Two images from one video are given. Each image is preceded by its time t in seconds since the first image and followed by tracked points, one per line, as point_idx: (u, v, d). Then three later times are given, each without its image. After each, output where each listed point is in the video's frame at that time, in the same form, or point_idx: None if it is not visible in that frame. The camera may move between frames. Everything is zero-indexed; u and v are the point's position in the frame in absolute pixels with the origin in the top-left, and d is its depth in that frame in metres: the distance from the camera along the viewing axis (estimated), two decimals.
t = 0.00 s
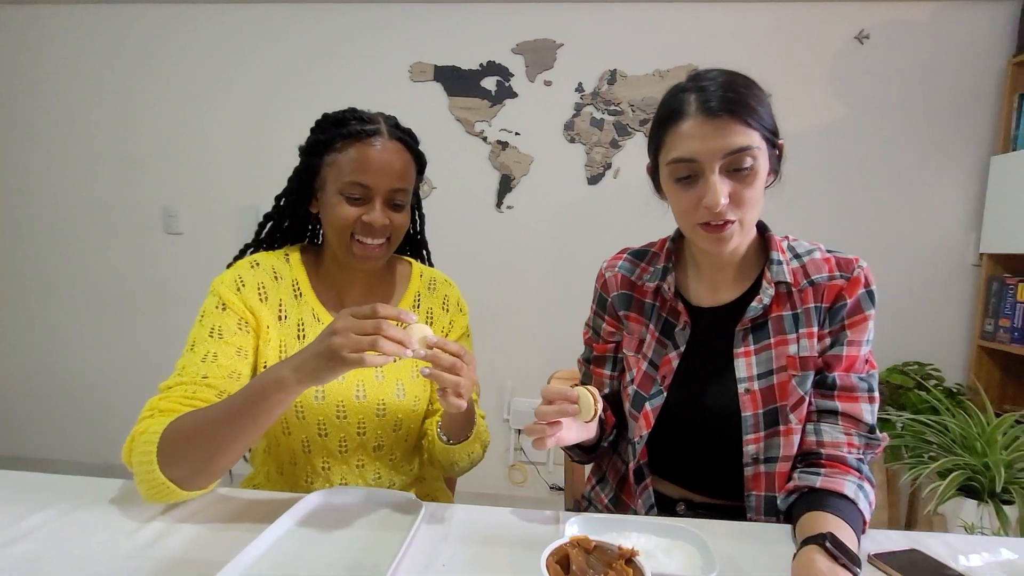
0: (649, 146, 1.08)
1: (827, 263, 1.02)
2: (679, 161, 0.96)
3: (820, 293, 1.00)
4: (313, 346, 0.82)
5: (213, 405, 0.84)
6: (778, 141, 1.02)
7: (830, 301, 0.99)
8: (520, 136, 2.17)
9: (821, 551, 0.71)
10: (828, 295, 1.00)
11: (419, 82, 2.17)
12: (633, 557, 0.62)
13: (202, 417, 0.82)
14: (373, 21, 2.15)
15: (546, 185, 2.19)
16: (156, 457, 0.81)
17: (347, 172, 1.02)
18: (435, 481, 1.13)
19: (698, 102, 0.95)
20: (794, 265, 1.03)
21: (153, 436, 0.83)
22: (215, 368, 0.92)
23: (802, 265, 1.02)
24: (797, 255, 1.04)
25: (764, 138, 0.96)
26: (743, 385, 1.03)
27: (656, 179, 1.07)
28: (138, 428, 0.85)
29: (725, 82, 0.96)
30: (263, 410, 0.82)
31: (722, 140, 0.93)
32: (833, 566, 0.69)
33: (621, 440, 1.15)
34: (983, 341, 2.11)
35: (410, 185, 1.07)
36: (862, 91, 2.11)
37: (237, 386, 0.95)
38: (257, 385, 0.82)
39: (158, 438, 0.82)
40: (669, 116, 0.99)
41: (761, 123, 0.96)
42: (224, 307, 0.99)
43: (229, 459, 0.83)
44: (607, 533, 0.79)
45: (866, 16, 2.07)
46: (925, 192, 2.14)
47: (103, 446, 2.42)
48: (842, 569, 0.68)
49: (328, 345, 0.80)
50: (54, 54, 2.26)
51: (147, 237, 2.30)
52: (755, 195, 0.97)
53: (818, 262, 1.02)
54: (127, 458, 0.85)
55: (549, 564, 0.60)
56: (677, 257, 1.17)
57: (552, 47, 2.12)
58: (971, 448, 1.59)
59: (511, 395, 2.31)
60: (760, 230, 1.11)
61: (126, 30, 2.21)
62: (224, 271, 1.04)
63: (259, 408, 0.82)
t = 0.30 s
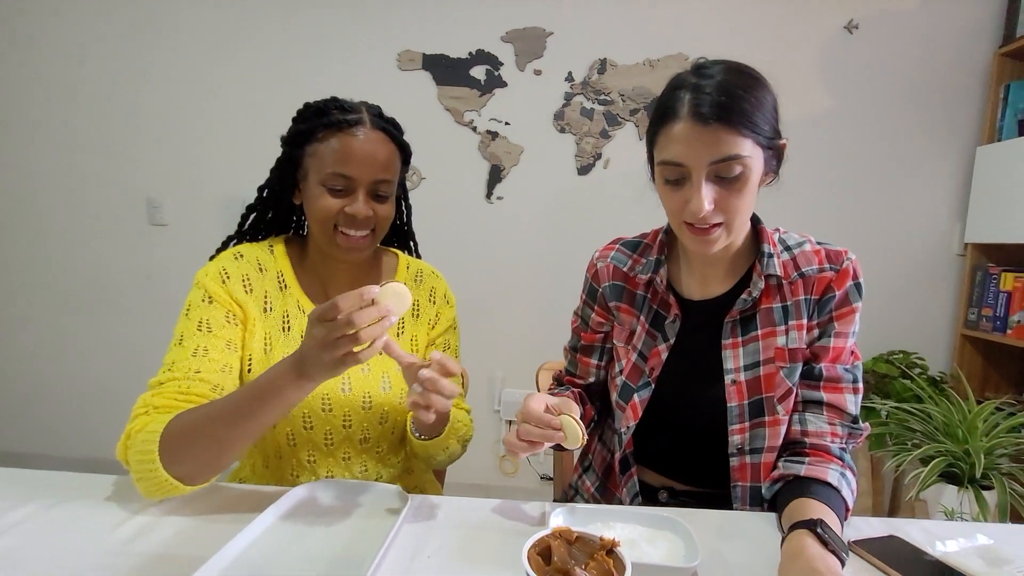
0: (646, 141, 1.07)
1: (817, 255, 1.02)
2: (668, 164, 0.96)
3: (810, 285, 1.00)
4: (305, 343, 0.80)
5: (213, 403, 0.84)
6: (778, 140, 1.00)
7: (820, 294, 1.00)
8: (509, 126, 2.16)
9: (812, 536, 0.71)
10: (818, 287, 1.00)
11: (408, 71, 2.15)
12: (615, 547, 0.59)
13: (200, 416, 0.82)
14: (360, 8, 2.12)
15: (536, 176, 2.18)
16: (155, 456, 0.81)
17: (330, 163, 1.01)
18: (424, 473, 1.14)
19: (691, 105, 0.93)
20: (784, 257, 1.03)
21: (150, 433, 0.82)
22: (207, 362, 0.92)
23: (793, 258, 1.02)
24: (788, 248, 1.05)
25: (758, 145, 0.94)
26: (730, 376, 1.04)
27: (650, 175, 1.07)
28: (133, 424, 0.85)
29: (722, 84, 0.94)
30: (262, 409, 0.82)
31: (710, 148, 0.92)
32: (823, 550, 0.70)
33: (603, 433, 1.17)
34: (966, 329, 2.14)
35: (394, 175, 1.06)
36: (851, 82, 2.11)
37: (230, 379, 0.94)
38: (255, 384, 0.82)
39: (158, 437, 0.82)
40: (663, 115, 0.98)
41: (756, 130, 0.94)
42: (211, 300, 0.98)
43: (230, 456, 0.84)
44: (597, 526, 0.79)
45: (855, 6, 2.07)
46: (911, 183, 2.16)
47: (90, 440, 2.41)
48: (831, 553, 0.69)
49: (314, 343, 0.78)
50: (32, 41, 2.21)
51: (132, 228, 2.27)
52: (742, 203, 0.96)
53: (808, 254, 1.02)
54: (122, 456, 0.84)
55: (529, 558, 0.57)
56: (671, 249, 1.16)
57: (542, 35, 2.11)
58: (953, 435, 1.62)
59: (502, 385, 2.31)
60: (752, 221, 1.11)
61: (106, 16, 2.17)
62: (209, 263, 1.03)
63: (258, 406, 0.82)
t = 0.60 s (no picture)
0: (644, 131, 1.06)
1: (808, 251, 1.02)
2: (662, 155, 0.96)
3: (800, 280, 1.00)
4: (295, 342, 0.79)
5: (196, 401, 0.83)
6: (776, 137, 0.99)
7: (809, 289, 1.00)
8: (498, 118, 2.14)
9: (796, 525, 0.72)
10: (808, 283, 1.00)
11: (394, 61, 2.12)
12: (594, 545, 0.59)
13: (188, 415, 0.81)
14: None
15: (524, 168, 2.17)
16: (140, 455, 0.79)
17: (311, 155, 0.99)
18: (410, 468, 1.13)
19: (688, 97, 0.93)
20: (776, 253, 1.03)
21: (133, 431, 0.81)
22: (188, 358, 0.90)
23: (784, 253, 1.03)
24: (779, 243, 1.04)
25: (753, 141, 0.94)
26: (718, 369, 1.04)
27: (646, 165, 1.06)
28: (113, 424, 0.83)
29: (721, 76, 0.93)
30: (252, 409, 0.81)
31: (704, 141, 0.91)
32: (806, 538, 0.70)
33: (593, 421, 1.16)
34: (951, 322, 2.16)
35: (378, 168, 1.04)
36: (839, 75, 2.12)
37: (212, 374, 0.93)
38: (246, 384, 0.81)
39: (141, 436, 0.80)
40: (661, 105, 0.97)
41: (752, 125, 0.93)
42: (189, 294, 0.96)
43: (218, 454, 0.83)
44: (580, 523, 0.79)
45: None
46: (898, 176, 2.17)
47: (73, 436, 2.37)
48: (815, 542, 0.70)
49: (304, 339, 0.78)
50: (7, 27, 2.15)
51: (114, 220, 2.23)
52: (734, 199, 0.96)
53: (799, 250, 1.02)
54: (103, 454, 0.83)
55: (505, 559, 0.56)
56: (664, 242, 1.15)
57: (530, 26, 2.09)
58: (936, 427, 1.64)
59: (491, 379, 2.31)
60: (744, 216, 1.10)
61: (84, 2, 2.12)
62: (187, 257, 1.02)
63: (248, 406, 0.81)
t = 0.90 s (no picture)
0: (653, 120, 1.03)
1: (799, 241, 1.01)
2: (665, 152, 0.93)
3: (791, 271, 1.00)
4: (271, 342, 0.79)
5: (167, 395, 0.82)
6: (787, 146, 0.96)
7: (799, 279, 1.00)
8: (490, 109, 2.13)
9: (774, 509, 0.73)
10: (798, 272, 1.00)
11: (385, 51, 2.10)
12: (580, 534, 0.58)
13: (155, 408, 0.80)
14: None
15: (516, 159, 2.16)
16: (107, 447, 0.79)
17: (298, 143, 0.98)
18: (401, 460, 1.13)
19: (698, 94, 0.89)
20: (767, 243, 1.02)
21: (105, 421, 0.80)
22: (168, 350, 0.90)
23: (775, 244, 1.02)
24: (770, 234, 1.03)
25: (760, 149, 0.90)
26: (707, 361, 1.04)
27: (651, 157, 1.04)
28: (84, 416, 0.83)
29: (737, 77, 0.89)
30: (219, 406, 0.80)
31: (707, 144, 0.88)
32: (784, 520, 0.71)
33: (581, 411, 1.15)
34: (940, 312, 2.18)
35: (366, 157, 1.03)
36: (831, 65, 2.12)
37: (192, 366, 0.92)
38: (214, 380, 0.80)
39: (109, 429, 0.80)
40: (671, 98, 0.94)
41: (761, 133, 0.89)
42: (172, 285, 0.96)
43: (186, 451, 0.82)
44: (563, 513, 0.79)
45: None
46: (889, 166, 2.18)
47: (64, 430, 2.36)
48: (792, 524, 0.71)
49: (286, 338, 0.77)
50: None
51: (100, 213, 2.21)
52: (732, 206, 0.93)
53: (791, 240, 1.01)
54: (74, 445, 0.82)
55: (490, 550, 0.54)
56: (660, 234, 1.13)
57: (522, 15, 2.07)
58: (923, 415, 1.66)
59: (485, 370, 2.31)
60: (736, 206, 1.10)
61: None
62: (172, 247, 1.01)
63: (214, 403, 0.79)
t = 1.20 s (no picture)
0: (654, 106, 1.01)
1: (799, 229, 1.01)
2: (667, 140, 0.91)
3: (790, 260, 0.99)
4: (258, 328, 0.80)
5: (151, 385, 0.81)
6: (790, 137, 0.94)
7: (799, 268, 0.99)
8: (485, 98, 2.12)
9: (767, 495, 0.73)
10: (797, 262, 0.99)
11: (379, 39, 2.08)
12: (571, 522, 0.56)
13: (138, 398, 0.80)
14: None
15: (512, 149, 2.15)
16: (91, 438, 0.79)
17: (288, 132, 0.97)
18: (398, 449, 1.14)
19: (704, 82, 0.87)
20: (766, 232, 1.01)
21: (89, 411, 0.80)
22: (152, 342, 0.89)
23: (775, 232, 1.01)
24: (770, 222, 1.03)
25: (765, 139, 0.89)
26: (707, 353, 1.04)
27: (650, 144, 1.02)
28: (69, 406, 0.82)
29: (744, 63, 0.87)
30: (202, 395, 0.80)
31: (712, 134, 0.86)
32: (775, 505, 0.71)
33: (579, 402, 1.17)
34: (935, 301, 2.19)
35: (358, 146, 1.02)
36: (827, 53, 2.11)
37: (179, 359, 0.92)
38: (197, 368, 0.80)
39: (91, 419, 0.79)
40: (674, 84, 0.92)
41: (766, 123, 0.88)
42: (159, 277, 0.95)
43: (172, 441, 0.82)
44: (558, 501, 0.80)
45: None
46: (885, 155, 2.17)
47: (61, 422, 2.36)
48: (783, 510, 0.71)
49: (273, 320, 0.78)
50: None
51: (93, 205, 2.20)
52: (732, 197, 0.92)
53: (790, 227, 1.01)
54: (57, 435, 0.82)
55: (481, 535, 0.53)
56: (657, 225, 1.11)
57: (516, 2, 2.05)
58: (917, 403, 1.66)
59: (482, 361, 2.32)
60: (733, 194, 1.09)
61: None
62: (160, 238, 1.01)
63: (196, 392, 0.79)
